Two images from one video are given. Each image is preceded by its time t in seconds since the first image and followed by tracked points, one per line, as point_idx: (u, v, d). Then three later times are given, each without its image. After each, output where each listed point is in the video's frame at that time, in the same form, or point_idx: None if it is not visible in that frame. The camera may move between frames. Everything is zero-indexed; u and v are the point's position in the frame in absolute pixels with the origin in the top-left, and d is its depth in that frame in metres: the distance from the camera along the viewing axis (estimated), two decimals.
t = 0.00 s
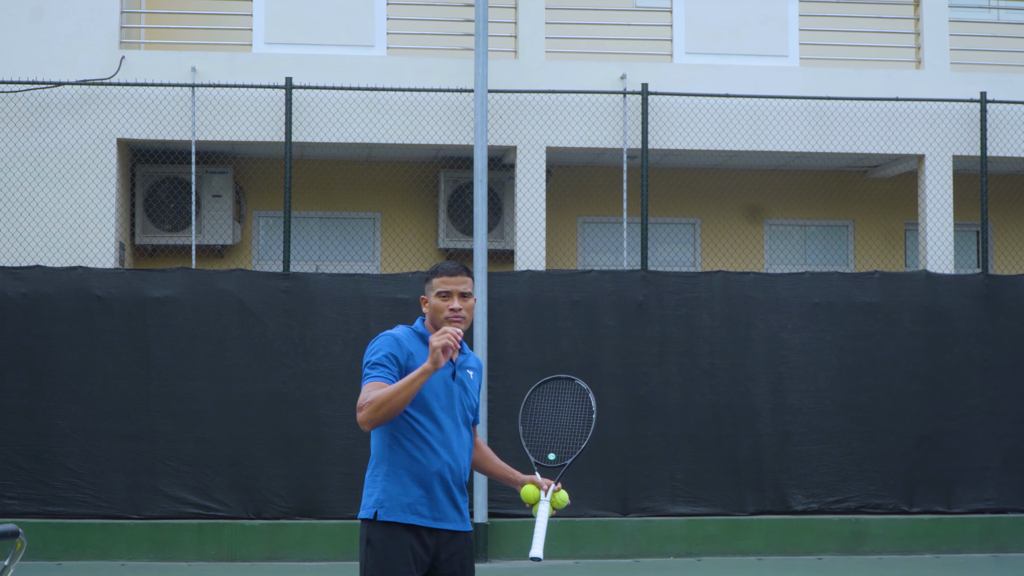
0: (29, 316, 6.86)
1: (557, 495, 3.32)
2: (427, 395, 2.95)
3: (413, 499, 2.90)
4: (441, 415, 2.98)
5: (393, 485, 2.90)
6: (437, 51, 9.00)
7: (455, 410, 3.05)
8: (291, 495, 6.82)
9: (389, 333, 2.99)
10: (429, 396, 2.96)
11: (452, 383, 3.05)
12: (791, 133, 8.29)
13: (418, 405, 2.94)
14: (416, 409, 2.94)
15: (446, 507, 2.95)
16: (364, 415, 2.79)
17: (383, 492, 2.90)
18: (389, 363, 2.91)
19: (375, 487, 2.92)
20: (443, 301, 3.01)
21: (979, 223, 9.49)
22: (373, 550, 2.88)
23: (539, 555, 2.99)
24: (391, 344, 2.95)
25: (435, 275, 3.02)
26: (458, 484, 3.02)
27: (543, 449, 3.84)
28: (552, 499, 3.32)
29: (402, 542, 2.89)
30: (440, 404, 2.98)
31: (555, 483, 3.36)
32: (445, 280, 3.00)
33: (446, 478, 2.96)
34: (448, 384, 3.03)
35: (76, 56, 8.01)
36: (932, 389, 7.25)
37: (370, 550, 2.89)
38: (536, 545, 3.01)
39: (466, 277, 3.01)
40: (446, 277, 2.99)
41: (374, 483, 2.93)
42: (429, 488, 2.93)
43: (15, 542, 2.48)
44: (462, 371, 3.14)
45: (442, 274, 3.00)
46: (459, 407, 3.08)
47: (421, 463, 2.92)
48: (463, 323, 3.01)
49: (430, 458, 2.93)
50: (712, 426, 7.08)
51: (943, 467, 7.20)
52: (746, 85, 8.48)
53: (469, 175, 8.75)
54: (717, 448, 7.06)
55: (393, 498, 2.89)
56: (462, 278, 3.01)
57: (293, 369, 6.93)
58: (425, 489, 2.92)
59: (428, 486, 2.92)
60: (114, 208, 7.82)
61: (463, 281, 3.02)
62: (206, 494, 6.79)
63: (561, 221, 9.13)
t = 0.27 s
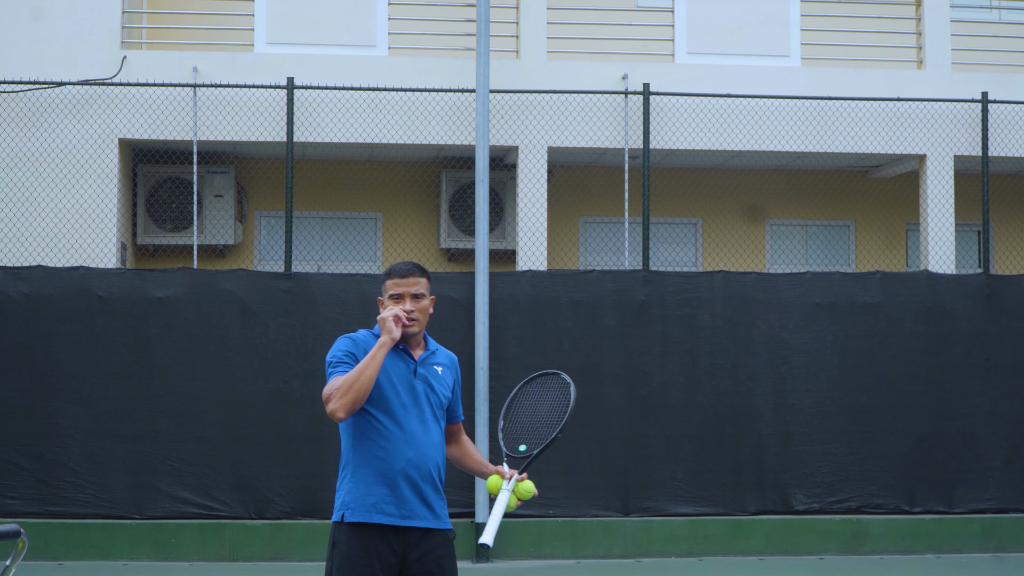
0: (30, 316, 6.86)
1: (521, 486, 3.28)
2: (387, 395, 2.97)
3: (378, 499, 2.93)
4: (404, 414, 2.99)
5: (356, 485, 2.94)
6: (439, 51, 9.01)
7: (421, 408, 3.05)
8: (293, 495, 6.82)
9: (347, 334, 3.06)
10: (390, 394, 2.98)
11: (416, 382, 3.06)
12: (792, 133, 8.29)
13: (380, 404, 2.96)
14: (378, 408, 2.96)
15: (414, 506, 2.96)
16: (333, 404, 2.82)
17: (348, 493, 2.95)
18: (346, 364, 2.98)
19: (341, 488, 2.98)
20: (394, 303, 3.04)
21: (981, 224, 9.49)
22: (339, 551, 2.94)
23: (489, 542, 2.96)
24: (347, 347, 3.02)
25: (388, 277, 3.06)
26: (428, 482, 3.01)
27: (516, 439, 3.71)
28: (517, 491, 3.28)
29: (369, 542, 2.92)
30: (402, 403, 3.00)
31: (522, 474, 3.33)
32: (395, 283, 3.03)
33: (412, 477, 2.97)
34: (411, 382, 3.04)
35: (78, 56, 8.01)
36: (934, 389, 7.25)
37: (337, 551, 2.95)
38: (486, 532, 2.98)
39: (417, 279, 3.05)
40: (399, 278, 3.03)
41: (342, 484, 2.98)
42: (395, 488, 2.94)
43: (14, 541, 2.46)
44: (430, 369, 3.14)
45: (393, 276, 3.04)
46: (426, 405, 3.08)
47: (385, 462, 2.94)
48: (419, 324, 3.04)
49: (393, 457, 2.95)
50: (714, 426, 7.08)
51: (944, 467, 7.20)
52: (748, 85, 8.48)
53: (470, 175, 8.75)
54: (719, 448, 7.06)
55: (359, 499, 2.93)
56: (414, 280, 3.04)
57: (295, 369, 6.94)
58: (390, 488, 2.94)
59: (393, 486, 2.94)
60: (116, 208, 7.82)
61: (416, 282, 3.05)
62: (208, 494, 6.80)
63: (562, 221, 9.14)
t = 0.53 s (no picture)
0: (32, 316, 6.86)
1: (461, 480, 3.27)
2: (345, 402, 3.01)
3: (337, 506, 2.97)
4: (361, 420, 3.02)
5: (317, 492, 2.98)
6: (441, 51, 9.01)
7: (379, 412, 3.09)
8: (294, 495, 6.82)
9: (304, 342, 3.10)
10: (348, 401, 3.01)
11: (373, 386, 3.09)
12: (792, 133, 8.29)
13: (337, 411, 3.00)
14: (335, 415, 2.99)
15: (374, 511, 3.00)
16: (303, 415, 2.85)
17: (309, 502, 2.99)
18: (305, 373, 3.01)
19: (302, 496, 3.02)
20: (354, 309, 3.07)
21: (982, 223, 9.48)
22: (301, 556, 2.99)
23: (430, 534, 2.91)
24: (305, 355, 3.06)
25: (345, 283, 3.08)
26: (389, 486, 3.04)
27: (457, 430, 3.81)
28: (459, 484, 3.26)
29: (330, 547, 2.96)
30: (359, 409, 3.03)
31: (465, 467, 3.32)
32: (355, 289, 3.06)
33: (373, 483, 3.00)
34: (368, 386, 3.08)
35: (80, 56, 8.02)
36: (935, 389, 7.25)
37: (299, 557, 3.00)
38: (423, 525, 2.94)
39: (375, 285, 3.07)
40: (355, 286, 3.06)
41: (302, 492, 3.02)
42: (354, 494, 2.98)
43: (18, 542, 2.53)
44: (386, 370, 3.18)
45: (351, 282, 3.07)
46: (384, 408, 3.11)
47: (344, 469, 2.98)
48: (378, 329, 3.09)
49: (352, 464, 2.98)
50: (715, 426, 7.08)
51: (945, 467, 7.20)
52: (749, 85, 8.48)
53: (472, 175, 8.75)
54: (720, 448, 7.06)
55: (319, 506, 2.97)
56: (371, 286, 3.06)
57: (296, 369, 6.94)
58: (349, 494, 2.97)
59: (352, 493, 2.97)
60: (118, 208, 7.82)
61: (373, 289, 3.07)
62: (209, 494, 6.80)
63: (565, 221, 9.14)
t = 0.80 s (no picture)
0: (34, 316, 6.86)
1: (421, 467, 3.45)
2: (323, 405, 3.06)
3: (315, 506, 3.04)
4: (338, 421, 3.08)
5: (296, 494, 3.04)
6: (442, 51, 9.02)
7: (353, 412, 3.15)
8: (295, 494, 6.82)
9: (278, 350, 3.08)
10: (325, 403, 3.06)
11: (348, 386, 3.14)
12: (794, 133, 8.29)
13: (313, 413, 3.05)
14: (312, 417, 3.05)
15: (351, 508, 3.09)
16: (299, 427, 2.88)
17: (288, 503, 3.05)
18: (285, 379, 3.02)
19: (280, 498, 3.07)
20: (347, 307, 3.16)
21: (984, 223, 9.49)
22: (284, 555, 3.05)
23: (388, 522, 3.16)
24: (282, 362, 3.06)
25: (336, 283, 3.15)
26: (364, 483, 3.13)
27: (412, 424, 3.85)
28: (417, 471, 3.45)
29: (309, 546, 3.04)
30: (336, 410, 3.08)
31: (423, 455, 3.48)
32: (349, 287, 3.15)
33: (350, 481, 3.09)
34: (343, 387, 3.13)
35: (81, 56, 8.02)
36: (937, 389, 7.26)
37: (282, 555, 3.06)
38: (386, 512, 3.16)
39: (363, 283, 3.20)
40: (348, 284, 3.15)
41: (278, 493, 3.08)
42: (332, 493, 3.06)
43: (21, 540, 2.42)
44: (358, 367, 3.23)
45: (344, 281, 3.15)
46: (357, 407, 3.18)
47: (321, 470, 3.04)
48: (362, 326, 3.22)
49: (330, 465, 3.05)
50: (716, 426, 7.08)
51: (946, 467, 7.20)
52: (750, 84, 8.48)
53: (473, 175, 8.78)
54: (721, 448, 7.07)
55: (298, 507, 3.04)
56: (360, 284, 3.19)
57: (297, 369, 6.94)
58: (327, 493, 3.05)
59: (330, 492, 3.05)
60: (119, 208, 7.83)
61: (360, 287, 3.19)
62: (210, 494, 6.80)
63: (566, 221, 9.14)
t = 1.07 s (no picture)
0: (35, 316, 6.86)
1: (415, 459, 3.45)
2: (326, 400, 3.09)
3: (324, 501, 3.05)
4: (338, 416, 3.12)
5: (304, 491, 3.03)
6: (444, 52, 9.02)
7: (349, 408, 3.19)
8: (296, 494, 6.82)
9: (276, 347, 3.08)
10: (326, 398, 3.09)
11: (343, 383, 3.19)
12: (795, 133, 8.29)
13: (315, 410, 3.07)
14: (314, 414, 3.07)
15: (355, 502, 3.12)
16: (297, 421, 2.89)
17: (296, 500, 3.03)
18: (288, 375, 3.02)
19: (286, 496, 3.04)
20: (342, 300, 3.17)
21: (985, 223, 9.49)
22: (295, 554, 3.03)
23: (381, 501, 3.09)
24: (283, 357, 3.05)
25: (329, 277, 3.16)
26: (363, 477, 3.18)
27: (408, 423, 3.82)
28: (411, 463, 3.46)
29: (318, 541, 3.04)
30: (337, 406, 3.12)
31: (416, 447, 3.52)
32: (343, 280, 3.18)
33: (352, 476, 3.13)
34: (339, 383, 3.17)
35: (83, 56, 8.02)
36: (938, 389, 7.26)
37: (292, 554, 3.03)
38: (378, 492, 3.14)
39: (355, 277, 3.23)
40: (341, 278, 3.18)
41: (283, 492, 3.05)
42: (338, 488, 3.08)
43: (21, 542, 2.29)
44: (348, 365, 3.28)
45: (337, 275, 3.17)
46: (351, 403, 3.23)
47: (327, 465, 3.06)
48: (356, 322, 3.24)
49: (335, 460, 3.08)
50: (717, 426, 7.08)
51: (947, 467, 7.20)
52: (752, 84, 8.48)
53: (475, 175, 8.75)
54: (723, 448, 7.07)
55: (306, 503, 3.03)
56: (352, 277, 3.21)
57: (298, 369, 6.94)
58: (334, 488, 3.07)
59: (337, 486, 3.07)
60: (121, 208, 7.83)
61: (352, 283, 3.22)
62: (212, 494, 6.80)
63: (567, 221, 9.14)
